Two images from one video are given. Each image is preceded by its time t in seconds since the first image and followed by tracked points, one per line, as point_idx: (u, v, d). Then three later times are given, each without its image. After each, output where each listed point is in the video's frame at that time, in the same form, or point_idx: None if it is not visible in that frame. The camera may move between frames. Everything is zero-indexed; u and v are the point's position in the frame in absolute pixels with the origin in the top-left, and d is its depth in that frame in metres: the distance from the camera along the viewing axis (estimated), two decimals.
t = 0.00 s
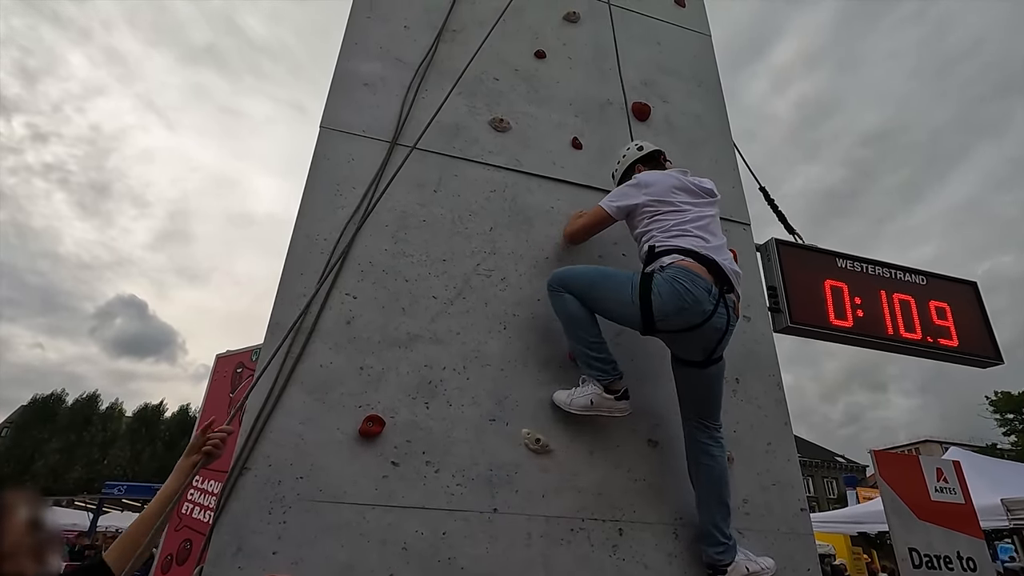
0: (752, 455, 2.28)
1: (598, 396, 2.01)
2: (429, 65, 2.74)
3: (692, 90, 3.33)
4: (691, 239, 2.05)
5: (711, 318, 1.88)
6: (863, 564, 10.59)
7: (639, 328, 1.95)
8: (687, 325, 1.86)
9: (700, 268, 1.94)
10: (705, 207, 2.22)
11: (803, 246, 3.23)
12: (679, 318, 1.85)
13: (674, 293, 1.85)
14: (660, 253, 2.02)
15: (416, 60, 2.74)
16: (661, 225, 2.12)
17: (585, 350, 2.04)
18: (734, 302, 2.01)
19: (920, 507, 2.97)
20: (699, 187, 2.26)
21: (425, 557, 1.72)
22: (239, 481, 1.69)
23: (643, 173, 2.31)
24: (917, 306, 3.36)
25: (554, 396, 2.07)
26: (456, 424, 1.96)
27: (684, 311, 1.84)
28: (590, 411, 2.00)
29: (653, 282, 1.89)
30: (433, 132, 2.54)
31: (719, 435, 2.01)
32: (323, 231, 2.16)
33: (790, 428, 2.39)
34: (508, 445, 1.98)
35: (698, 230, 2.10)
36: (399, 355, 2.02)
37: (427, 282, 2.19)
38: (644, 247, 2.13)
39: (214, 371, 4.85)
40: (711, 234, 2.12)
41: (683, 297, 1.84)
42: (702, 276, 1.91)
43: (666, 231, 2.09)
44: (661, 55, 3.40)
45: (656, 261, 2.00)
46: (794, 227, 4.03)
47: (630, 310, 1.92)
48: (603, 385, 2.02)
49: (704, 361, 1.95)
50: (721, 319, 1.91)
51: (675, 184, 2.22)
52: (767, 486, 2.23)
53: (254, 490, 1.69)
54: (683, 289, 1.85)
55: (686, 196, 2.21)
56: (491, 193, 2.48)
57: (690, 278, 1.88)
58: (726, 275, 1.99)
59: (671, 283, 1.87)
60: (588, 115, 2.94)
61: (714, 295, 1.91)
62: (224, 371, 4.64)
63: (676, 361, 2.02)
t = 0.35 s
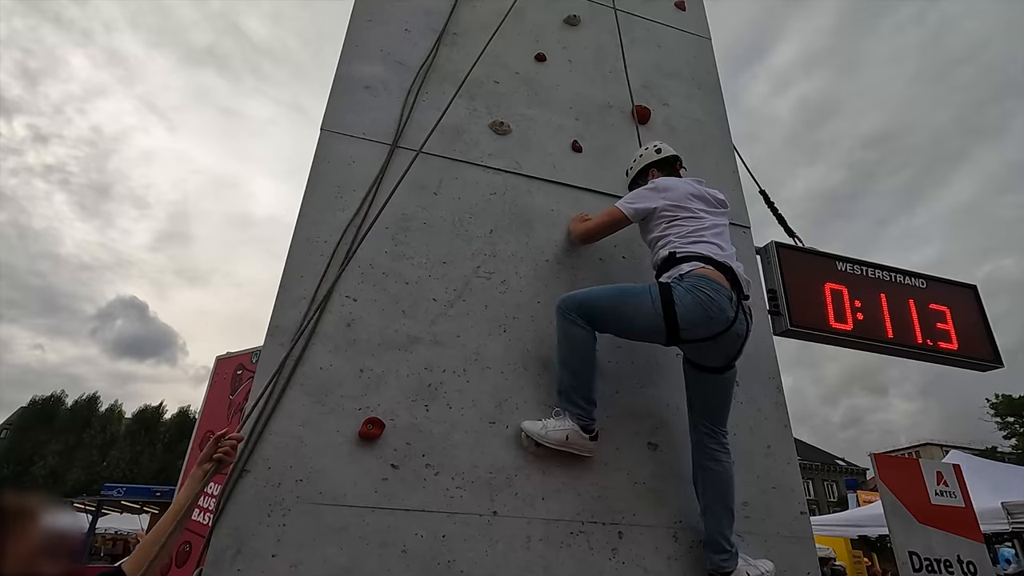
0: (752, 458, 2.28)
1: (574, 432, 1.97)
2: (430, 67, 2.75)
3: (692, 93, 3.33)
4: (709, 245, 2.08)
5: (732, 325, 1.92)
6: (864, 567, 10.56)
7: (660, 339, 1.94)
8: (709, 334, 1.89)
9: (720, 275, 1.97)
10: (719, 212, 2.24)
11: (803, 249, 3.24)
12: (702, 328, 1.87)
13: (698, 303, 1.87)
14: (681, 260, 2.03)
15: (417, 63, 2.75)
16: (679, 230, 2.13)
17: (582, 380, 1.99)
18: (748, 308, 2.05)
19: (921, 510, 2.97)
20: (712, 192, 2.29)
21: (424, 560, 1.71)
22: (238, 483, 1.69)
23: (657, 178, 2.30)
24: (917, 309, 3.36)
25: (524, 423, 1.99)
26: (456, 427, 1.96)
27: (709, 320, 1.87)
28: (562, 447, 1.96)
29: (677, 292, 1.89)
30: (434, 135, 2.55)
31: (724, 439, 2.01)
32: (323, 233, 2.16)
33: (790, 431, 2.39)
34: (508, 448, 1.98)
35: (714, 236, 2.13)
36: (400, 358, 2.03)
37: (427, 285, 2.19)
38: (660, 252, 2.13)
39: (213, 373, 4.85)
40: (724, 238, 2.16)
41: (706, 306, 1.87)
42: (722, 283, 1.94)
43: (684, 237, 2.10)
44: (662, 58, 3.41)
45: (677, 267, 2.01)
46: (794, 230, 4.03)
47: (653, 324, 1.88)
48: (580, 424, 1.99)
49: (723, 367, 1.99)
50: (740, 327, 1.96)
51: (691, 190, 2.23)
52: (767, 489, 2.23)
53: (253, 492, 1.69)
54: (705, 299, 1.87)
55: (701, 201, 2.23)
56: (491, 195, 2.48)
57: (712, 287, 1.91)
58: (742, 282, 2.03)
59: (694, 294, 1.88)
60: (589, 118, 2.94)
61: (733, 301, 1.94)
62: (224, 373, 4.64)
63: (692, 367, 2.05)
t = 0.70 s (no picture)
0: (752, 461, 2.28)
1: (573, 431, 1.96)
2: (430, 70, 2.75)
3: (692, 96, 3.34)
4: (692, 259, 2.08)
5: (714, 341, 1.91)
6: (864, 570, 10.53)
7: (643, 352, 1.98)
8: (692, 349, 1.89)
9: (704, 290, 1.97)
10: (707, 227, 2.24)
11: (803, 252, 3.24)
12: (683, 343, 1.88)
13: (679, 319, 1.88)
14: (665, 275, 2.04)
15: (418, 65, 2.75)
16: (665, 246, 2.14)
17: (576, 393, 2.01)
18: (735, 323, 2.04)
19: (921, 514, 2.96)
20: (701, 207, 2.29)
21: (423, 562, 1.71)
22: (237, 485, 1.68)
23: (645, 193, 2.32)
24: (917, 312, 3.36)
25: (522, 425, 1.98)
26: (455, 429, 1.96)
27: (688, 334, 1.87)
28: (562, 446, 1.94)
29: (658, 308, 1.92)
30: (434, 137, 2.55)
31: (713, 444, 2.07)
32: (323, 235, 2.16)
33: (790, 434, 2.39)
34: (507, 450, 1.97)
35: (701, 250, 2.13)
36: (399, 360, 2.02)
37: (427, 287, 2.19)
38: (647, 267, 2.15)
39: (213, 375, 4.85)
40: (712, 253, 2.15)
41: (686, 320, 1.88)
42: (705, 298, 1.94)
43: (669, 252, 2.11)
44: (662, 61, 3.42)
45: (658, 283, 2.04)
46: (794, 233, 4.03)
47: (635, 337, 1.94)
48: (578, 425, 1.99)
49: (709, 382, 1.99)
50: (724, 342, 1.95)
51: (679, 205, 2.24)
52: (767, 492, 2.22)
53: (252, 494, 1.69)
54: (685, 313, 1.88)
55: (689, 216, 2.23)
56: (491, 198, 2.49)
57: (695, 302, 1.91)
58: (727, 296, 2.03)
59: (675, 308, 1.90)
60: (589, 121, 2.95)
61: (716, 316, 1.94)
62: (223, 375, 4.63)
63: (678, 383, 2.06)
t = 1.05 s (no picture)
0: (752, 463, 2.28)
1: (572, 428, 1.96)
2: (431, 73, 2.75)
3: (692, 99, 3.34)
4: (634, 224, 2.16)
5: (660, 295, 1.98)
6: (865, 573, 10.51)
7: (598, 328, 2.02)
8: (637, 309, 1.96)
9: (641, 253, 2.06)
10: (652, 190, 2.29)
11: (803, 254, 3.24)
12: (628, 305, 1.95)
13: (621, 285, 1.95)
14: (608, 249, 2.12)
15: (419, 68, 2.76)
16: (607, 217, 2.22)
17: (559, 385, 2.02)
18: (684, 278, 2.09)
19: (921, 516, 2.96)
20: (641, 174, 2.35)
21: (424, 564, 1.71)
22: (237, 487, 1.68)
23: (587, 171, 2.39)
24: (917, 315, 3.36)
25: (522, 427, 1.98)
26: (455, 431, 1.96)
27: (631, 297, 1.95)
28: (563, 444, 1.94)
29: (600, 282, 1.98)
30: (435, 139, 2.56)
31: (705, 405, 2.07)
32: (324, 237, 2.16)
33: (790, 436, 2.39)
34: (507, 452, 1.97)
35: (643, 217, 2.20)
36: (400, 361, 2.03)
37: (427, 289, 2.20)
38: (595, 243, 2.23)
39: (212, 377, 4.85)
40: (653, 213, 2.23)
41: (627, 285, 1.95)
42: (642, 260, 2.03)
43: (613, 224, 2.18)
44: (662, 64, 3.42)
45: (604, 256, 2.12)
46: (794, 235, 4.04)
47: (590, 317, 1.98)
48: (577, 423, 2.00)
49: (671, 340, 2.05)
50: (672, 296, 2.01)
51: (617, 175, 2.30)
52: (767, 495, 2.22)
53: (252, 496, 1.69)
54: (625, 279, 1.96)
55: (630, 184, 2.29)
56: (491, 200, 2.49)
57: (631, 268, 1.99)
58: (671, 256, 2.09)
59: (615, 277, 1.97)
60: (589, 123, 2.95)
61: (658, 272, 2.01)
62: (223, 377, 4.64)
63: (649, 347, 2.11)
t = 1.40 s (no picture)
0: (752, 468, 2.28)
1: (571, 431, 1.96)
2: (431, 77, 2.76)
3: (691, 103, 3.36)
4: (613, 194, 2.29)
5: (640, 254, 2.10)
6: None
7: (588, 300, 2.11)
8: (621, 269, 2.07)
9: (618, 218, 2.18)
10: (624, 158, 2.44)
11: (802, 258, 3.24)
12: (613, 266, 2.06)
13: (602, 249, 2.07)
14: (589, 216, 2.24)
15: (419, 72, 2.77)
16: (587, 189, 2.34)
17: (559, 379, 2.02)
18: (660, 237, 2.23)
19: (921, 521, 2.96)
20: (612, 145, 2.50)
21: (423, 567, 1.71)
22: (236, 491, 1.68)
23: (563, 146, 2.52)
24: (917, 319, 3.36)
25: (521, 431, 1.99)
26: (455, 435, 1.96)
27: (614, 259, 2.06)
28: (562, 446, 1.94)
29: (584, 250, 2.09)
30: (435, 144, 2.57)
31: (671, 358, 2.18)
32: (324, 241, 2.17)
33: (790, 440, 2.39)
34: (507, 455, 1.98)
35: (619, 184, 2.34)
36: (399, 365, 2.03)
37: (427, 292, 2.20)
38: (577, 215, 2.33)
39: (212, 380, 4.85)
40: (630, 182, 2.36)
41: (610, 250, 2.06)
42: (619, 223, 2.15)
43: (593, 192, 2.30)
44: (662, 69, 3.43)
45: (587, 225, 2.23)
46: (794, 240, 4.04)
47: (580, 287, 2.06)
48: (576, 426, 1.99)
49: (651, 297, 2.17)
50: (650, 254, 2.14)
51: (591, 146, 2.44)
52: (766, 499, 2.22)
53: (251, 500, 1.68)
54: (607, 245, 2.07)
55: (604, 154, 2.44)
56: (491, 204, 2.49)
57: (610, 230, 2.12)
58: (648, 216, 2.23)
59: (597, 244, 2.08)
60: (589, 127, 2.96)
61: (635, 233, 2.14)
62: (222, 380, 4.63)
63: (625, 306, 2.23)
